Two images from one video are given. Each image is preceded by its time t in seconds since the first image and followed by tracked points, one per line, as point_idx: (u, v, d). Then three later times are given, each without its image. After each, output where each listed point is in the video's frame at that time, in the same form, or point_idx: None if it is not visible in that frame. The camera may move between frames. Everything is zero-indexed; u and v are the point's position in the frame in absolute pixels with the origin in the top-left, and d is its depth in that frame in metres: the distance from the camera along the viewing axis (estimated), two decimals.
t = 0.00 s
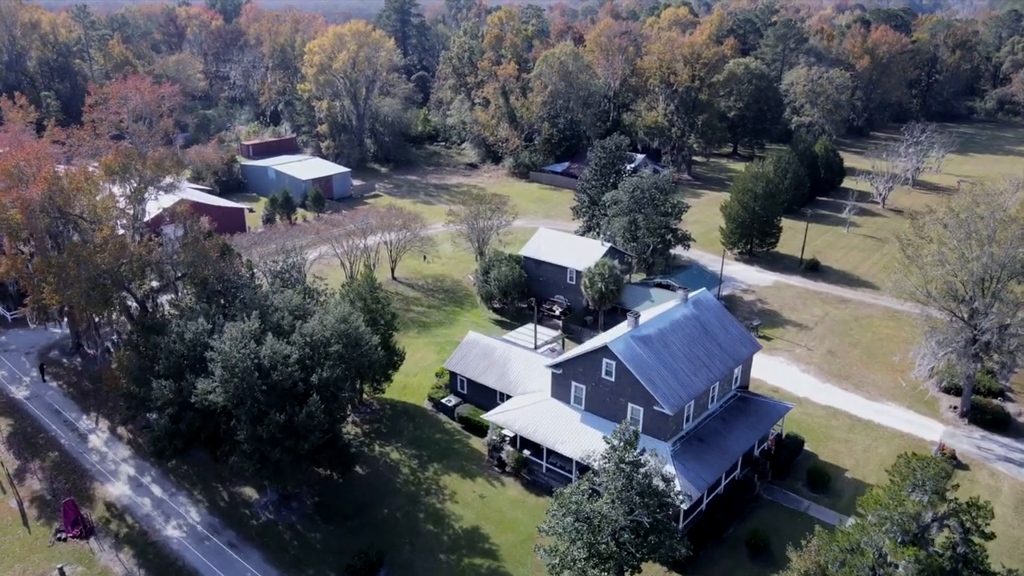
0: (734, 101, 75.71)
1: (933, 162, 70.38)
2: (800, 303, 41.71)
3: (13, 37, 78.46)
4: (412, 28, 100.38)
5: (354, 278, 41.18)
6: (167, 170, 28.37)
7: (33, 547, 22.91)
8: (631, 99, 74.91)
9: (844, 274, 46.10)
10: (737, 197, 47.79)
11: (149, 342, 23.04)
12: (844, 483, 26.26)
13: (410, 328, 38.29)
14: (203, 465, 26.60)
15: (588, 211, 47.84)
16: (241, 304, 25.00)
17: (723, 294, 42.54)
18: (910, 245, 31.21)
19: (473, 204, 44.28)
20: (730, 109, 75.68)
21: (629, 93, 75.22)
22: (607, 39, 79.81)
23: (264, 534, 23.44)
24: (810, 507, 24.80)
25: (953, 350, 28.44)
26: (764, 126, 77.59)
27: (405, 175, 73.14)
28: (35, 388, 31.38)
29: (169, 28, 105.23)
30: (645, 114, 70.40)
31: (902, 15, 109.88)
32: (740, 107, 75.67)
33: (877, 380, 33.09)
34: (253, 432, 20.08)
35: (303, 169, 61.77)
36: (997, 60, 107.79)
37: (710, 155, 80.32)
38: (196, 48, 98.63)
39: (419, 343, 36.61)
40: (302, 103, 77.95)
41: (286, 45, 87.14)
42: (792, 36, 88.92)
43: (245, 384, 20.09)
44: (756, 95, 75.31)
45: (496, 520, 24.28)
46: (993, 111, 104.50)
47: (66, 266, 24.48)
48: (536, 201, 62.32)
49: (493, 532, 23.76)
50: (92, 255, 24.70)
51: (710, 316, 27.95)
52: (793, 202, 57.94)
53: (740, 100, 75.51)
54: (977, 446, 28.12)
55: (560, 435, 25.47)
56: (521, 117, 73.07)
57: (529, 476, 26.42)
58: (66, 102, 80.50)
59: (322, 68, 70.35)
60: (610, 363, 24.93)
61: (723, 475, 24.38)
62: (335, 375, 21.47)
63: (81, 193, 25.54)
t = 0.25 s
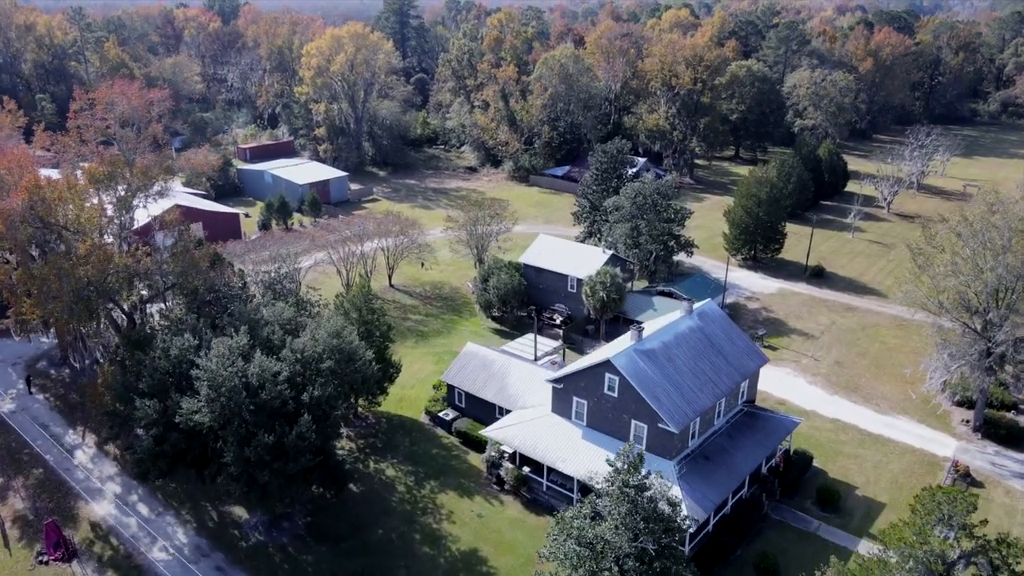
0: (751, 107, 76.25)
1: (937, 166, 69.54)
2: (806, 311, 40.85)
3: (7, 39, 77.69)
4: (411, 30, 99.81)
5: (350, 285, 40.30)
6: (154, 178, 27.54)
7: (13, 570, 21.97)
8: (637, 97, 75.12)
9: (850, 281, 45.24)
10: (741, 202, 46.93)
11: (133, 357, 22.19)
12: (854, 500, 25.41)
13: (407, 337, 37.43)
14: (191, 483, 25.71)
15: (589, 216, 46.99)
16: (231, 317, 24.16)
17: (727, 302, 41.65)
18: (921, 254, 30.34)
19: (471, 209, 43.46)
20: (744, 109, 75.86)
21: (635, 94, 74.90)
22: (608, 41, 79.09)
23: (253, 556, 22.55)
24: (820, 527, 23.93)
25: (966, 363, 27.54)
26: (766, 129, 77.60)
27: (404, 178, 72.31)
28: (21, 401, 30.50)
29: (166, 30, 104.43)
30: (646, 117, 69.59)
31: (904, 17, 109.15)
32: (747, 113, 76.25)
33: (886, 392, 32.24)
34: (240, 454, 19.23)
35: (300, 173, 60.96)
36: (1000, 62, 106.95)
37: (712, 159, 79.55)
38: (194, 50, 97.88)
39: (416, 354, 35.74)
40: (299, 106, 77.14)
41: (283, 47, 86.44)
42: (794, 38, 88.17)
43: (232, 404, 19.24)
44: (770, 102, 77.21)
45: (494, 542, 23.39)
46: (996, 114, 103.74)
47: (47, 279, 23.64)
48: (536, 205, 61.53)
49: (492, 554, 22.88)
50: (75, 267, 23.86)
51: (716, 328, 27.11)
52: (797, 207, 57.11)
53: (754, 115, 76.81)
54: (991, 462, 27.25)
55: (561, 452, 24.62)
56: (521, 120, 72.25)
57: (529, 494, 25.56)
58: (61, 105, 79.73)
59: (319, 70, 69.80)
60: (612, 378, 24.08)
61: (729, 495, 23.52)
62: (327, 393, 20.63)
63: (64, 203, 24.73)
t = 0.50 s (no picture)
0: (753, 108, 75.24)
1: (942, 170, 68.62)
2: (812, 319, 39.96)
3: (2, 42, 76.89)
4: (410, 32, 99.03)
5: (346, 293, 39.43)
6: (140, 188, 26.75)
7: None
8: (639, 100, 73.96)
9: (856, 288, 44.35)
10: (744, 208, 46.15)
11: (116, 374, 21.34)
12: (866, 520, 24.48)
13: (404, 347, 36.57)
14: (179, 502, 24.82)
15: (590, 222, 46.14)
16: (219, 331, 23.31)
17: (732, 310, 40.75)
18: (934, 264, 29.41)
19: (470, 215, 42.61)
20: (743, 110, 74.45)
21: (635, 96, 73.52)
22: (608, 43, 78.35)
23: None
24: (832, 549, 22.99)
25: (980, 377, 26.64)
26: (768, 132, 76.62)
27: (402, 182, 71.44)
28: (5, 415, 29.59)
29: (164, 32, 103.64)
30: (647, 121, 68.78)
31: (907, 18, 108.25)
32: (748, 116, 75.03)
33: (896, 405, 31.36)
34: (226, 478, 18.38)
35: (297, 177, 60.07)
36: (1003, 64, 105.95)
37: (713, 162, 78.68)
38: (191, 53, 97.09)
39: (413, 364, 34.86)
40: (296, 109, 76.30)
41: (281, 49, 85.61)
42: (797, 40, 87.41)
43: (217, 426, 18.37)
44: (773, 106, 76.16)
45: (493, 565, 22.47)
46: (999, 116, 102.72)
47: (25, 292, 22.84)
48: (536, 210, 60.67)
49: None
50: (55, 281, 23.05)
51: (721, 341, 26.30)
52: (801, 212, 56.22)
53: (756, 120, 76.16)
54: (1006, 479, 26.34)
55: (562, 471, 23.73)
56: (521, 123, 71.41)
57: (529, 513, 24.66)
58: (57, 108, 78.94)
59: (316, 73, 69.10)
60: (615, 395, 23.22)
61: (737, 517, 22.64)
62: (318, 413, 19.77)
63: (44, 213, 23.91)
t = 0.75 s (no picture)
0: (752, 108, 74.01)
1: (947, 173, 67.73)
2: (818, 328, 39.07)
3: None
4: (409, 33, 98.19)
5: (341, 302, 38.54)
6: (124, 197, 25.89)
7: None
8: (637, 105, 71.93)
9: (862, 295, 43.48)
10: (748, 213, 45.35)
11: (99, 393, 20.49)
12: (879, 541, 23.59)
13: (401, 357, 35.70)
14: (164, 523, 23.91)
15: (592, 228, 45.26)
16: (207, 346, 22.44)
17: (736, 318, 39.88)
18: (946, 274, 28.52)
19: (469, 221, 41.75)
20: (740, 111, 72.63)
21: (636, 98, 72.14)
22: (609, 45, 77.49)
23: None
24: (845, 573, 22.10)
25: (996, 392, 25.76)
26: (771, 135, 75.78)
27: (400, 186, 70.57)
28: None
29: (161, 33, 102.77)
30: (648, 124, 67.98)
31: (910, 20, 107.38)
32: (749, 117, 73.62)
33: (907, 418, 30.49)
34: (210, 506, 17.52)
35: (293, 181, 59.19)
36: (1007, 66, 104.96)
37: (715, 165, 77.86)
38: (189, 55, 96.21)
39: (410, 375, 33.99)
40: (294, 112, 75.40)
41: (278, 51, 84.71)
42: (799, 42, 86.57)
43: (201, 451, 17.51)
44: (774, 106, 74.87)
45: None
46: (1003, 118, 101.74)
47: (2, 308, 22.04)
48: (536, 214, 59.82)
49: None
50: (33, 295, 22.23)
51: (727, 355, 25.41)
52: (805, 217, 55.39)
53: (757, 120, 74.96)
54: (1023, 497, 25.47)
55: (563, 492, 22.83)
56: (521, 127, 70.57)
57: (528, 534, 23.79)
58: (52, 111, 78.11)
59: (314, 76, 68.22)
60: (618, 413, 22.33)
61: (745, 539, 21.74)
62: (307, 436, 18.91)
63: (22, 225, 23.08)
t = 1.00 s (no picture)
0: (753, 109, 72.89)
1: (953, 177, 66.84)
2: (825, 338, 38.20)
3: None
4: (408, 35, 97.45)
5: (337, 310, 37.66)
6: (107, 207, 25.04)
7: None
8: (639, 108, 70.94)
9: (869, 303, 42.62)
10: (753, 219, 44.61)
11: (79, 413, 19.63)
12: (894, 564, 22.65)
13: (398, 368, 34.84)
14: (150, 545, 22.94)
15: (593, 234, 44.21)
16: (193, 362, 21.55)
17: (741, 327, 39.00)
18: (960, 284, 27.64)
19: (467, 227, 40.89)
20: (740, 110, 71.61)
21: (637, 99, 70.83)
22: (610, 48, 76.73)
23: None
24: None
25: (1013, 408, 24.87)
26: (774, 138, 74.96)
27: (399, 190, 69.70)
28: None
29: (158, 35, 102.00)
30: (650, 127, 67.20)
31: (914, 22, 106.54)
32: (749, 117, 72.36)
33: (918, 433, 29.62)
34: (193, 535, 16.66)
35: (290, 185, 58.33)
36: (1012, 68, 104.05)
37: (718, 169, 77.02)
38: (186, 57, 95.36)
39: (407, 387, 33.11)
40: (292, 114, 74.61)
41: (276, 53, 84.00)
42: (802, 44, 85.84)
43: (183, 477, 16.65)
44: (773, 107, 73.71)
45: None
46: (1008, 121, 100.79)
47: None
48: (536, 219, 58.99)
49: None
50: (10, 311, 21.43)
51: (734, 369, 24.51)
52: (810, 222, 54.50)
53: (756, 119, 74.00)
54: None
55: (565, 514, 21.93)
56: (521, 130, 69.76)
57: (528, 557, 22.90)
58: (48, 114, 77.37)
59: (311, 78, 67.31)
60: (622, 432, 21.42)
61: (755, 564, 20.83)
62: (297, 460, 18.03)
63: None
